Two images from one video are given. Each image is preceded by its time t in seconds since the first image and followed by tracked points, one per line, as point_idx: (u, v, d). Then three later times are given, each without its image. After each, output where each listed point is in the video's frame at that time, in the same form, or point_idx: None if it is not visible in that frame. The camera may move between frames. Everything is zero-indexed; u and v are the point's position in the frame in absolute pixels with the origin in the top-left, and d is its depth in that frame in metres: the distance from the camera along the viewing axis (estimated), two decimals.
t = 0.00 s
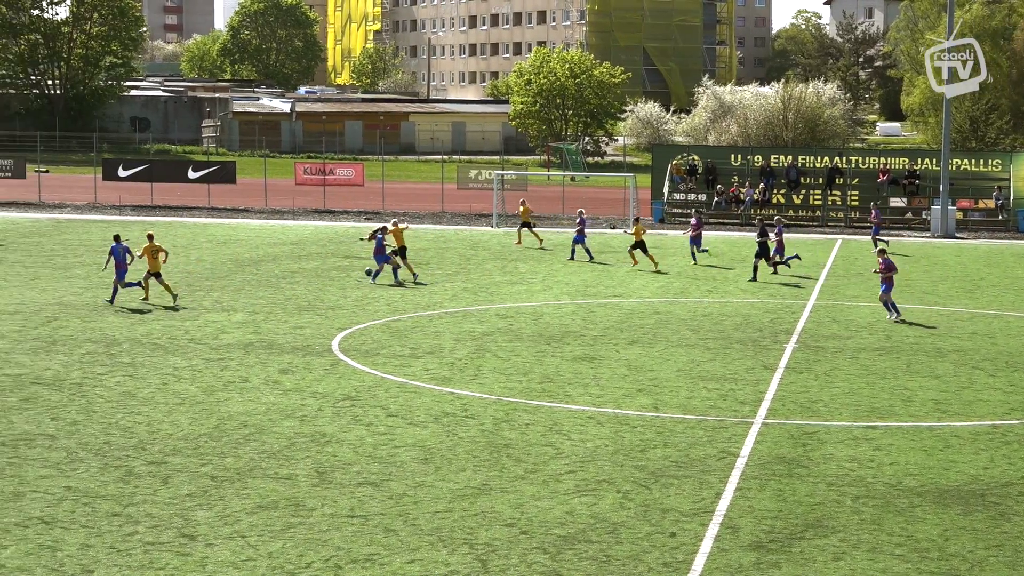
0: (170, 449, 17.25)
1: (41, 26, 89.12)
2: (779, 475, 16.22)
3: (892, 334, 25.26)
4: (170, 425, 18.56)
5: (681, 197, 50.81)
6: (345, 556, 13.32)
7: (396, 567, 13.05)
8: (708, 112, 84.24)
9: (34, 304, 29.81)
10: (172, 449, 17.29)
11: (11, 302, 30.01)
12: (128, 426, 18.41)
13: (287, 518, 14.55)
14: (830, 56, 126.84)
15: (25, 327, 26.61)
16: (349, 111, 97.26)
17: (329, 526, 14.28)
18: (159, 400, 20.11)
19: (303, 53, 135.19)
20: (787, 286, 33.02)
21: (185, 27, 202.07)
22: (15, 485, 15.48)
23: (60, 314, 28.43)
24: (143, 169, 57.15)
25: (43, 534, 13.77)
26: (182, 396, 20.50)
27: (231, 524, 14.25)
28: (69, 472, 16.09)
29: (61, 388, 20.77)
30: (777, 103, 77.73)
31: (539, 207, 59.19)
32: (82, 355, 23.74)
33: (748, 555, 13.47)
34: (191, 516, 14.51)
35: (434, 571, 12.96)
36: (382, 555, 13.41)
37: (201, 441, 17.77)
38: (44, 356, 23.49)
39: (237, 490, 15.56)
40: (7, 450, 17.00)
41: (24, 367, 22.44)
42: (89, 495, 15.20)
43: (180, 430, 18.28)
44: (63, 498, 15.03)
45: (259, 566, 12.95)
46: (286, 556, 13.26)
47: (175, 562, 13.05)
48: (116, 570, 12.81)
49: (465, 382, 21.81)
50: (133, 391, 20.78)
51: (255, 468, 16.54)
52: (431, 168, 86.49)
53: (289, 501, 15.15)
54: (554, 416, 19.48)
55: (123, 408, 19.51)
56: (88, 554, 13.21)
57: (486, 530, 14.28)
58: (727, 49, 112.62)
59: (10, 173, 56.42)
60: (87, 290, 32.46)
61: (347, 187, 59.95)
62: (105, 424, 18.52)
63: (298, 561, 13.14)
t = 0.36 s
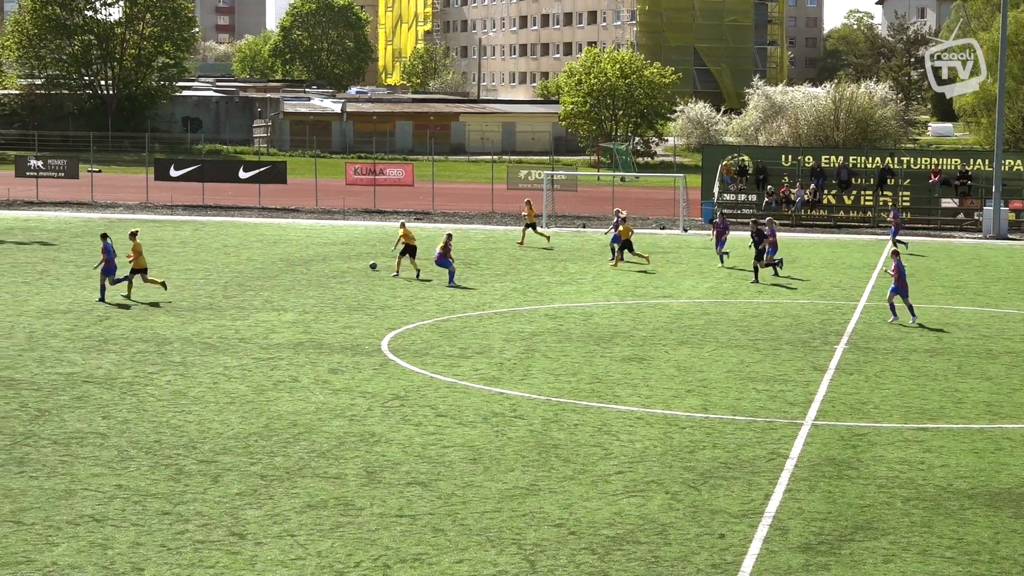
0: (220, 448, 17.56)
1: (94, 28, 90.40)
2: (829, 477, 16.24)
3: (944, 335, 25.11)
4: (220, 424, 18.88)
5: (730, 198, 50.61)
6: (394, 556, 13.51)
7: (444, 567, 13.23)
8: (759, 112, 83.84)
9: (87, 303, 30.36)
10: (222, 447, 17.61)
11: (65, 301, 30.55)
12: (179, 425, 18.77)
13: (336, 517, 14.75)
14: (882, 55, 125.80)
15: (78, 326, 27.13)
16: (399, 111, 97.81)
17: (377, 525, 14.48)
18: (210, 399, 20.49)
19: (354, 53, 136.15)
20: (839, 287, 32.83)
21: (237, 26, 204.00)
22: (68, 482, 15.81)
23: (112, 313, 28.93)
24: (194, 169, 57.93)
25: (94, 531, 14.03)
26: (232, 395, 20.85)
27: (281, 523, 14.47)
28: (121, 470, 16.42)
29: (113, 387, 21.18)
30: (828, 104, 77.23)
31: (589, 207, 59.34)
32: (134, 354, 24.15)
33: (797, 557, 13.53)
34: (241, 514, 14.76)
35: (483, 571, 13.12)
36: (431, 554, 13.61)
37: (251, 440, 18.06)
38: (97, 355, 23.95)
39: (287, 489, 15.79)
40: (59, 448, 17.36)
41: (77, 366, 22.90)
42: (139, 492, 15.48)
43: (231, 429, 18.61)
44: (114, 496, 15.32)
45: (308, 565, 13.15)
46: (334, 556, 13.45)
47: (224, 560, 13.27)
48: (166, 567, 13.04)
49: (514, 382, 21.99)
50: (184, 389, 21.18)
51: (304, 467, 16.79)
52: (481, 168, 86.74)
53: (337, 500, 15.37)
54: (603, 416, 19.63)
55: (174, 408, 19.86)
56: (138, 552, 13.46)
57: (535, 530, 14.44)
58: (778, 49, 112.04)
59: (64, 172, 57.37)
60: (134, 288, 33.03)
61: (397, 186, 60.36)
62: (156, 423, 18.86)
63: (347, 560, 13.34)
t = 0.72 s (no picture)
0: (260, 447, 17.83)
1: (137, 29, 91.57)
2: (869, 479, 16.26)
3: (985, 337, 25.01)
4: (261, 424, 19.18)
5: (770, 198, 50.52)
6: (433, 556, 13.70)
7: (483, 567, 13.40)
8: (799, 112, 83.45)
9: (127, 303, 30.81)
10: (262, 447, 17.88)
11: (104, 300, 31.05)
12: (219, 424, 19.06)
13: (376, 517, 14.96)
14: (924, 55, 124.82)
15: (119, 326, 27.56)
16: (438, 112, 98.22)
17: (416, 526, 14.68)
18: (250, 399, 20.78)
19: (394, 53, 136.82)
20: (879, 288, 32.72)
21: (277, 28, 205.39)
22: (109, 481, 16.13)
23: (153, 313, 29.34)
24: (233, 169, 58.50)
25: (135, 531, 14.30)
26: (273, 395, 21.16)
27: (320, 523, 14.69)
28: (162, 469, 16.72)
29: (154, 386, 21.53)
30: (869, 104, 76.80)
31: (629, 207, 59.45)
32: (175, 354, 24.53)
33: (836, 559, 13.59)
34: (281, 513, 14.99)
35: (523, 571, 13.28)
36: (470, 555, 13.78)
37: (291, 440, 18.33)
38: (138, 355, 24.34)
39: (327, 489, 16.03)
40: (101, 447, 17.71)
41: (119, 365, 23.29)
42: (180, 492, 15.76)
43: (271, 428, 18.88)
44: (155, 495, 15.61)
45: (347, 565, 13.35)
46: (374, 555, 13.66)
47: (264, 559, 13.49)
48: (206, 566, 13.28)
49: (552, 383, 22.16)
50: (225, 389, 21.49)
51: (345, 466, 17.02)
52: (519, 168, 86.92)
53: (377, 500, 15.59)
54: (642, 416, 19.74)
55: (214, 407, 20.18)
56: (179, 551, 13.72)
57: (573, 530, 14.59)
58: (819, 49, 111.31)
59: (106, 173, 58.12)
60: (170, 288, 33.58)
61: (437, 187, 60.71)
62: (197, 422, 19.17)
63: (386, 560, 13.54)
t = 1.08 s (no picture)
0: (289, 447, 18.04)
1: (168, 29, 92.49)
2: (898, 480, 16.28)
3: (1015, 338, 24.96)
4: (290, 423, 19.40)
5: (800, 199, 50.33)
6: (462, 556, 13.84)
7: (512, 567, 13.52)
8: (829, 113, 83.16)
9: (157, 303, 31.14)
10: (291, 447, 18.07)
11: (133, 301, 31.42)
12: (248, 424, 19.29)
13: (405, 517, 15.13)
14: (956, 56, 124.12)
15: (149, 326, 27.85)
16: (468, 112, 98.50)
17: (446, 526, 14.83)
18: (279, 399, 21.01)
19: (424, 53, 137.20)
20: (910, 289, 32.64)
21: (307, 28, 206.59)
22: (139, 480, 16.36)
23: (184, 314, 29.61)
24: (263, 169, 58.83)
25: (165, 530, 14.50)
26: (302, 394, 21.39)
27: (350, 523, 14.86)
28: (192, 468, 16.94)
29: (183, 386, 21.79)
30: (899, 104, 76.39)
31: (658, 208, 59.42)
32: (205, 353, 24.78)
33: (865, 560, 13.63)
34: (310, 513, 15.16)
35: (552, 571, 13.40)
36: (499, 555, 13.90)
37: (320, 439, 18.53)
38: (168, 354, 24.62)
39: (356, 488, 16.21)
40: (131, 446, 17.96)
41: (149, 365, 23.57)
42: (210, 491, 15.96)
43: (300, 428, 19.09)
44: (185, 495, 15.81)
45: (377, 565, 13.51)
46: (403, 555, 13.82)
47: (293, 559, 13.65)
48: (236, 566, 13.44)
49: (582, 383, 22.28)
50: (254, 389, 21.74)
51: (374, 466, 17.20)
52: (548, 169, 87.04)
53: (406, 500, 15.75)
54: (671, 417, 19.81)
55: (243, 407, 20.41)
56: (208, 550, 13.88)
57: (603, 531, 14.70)
58: (849, 50, 110.88)
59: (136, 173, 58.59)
60: (199, 287, 33.92)
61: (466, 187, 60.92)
62: (227, 422, 19.40)
63: (415, 560, 13.69)
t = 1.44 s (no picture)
0: (335, 441, 18.38)
1: (214, 23, 93.51)
2: (946, 477, 16.31)
3: None
4: (335, 417, 19.76)
5: (847, 194, 49.96)
6: (506, 550, 14.07)
7: (557, 562, 13.73)
8: (876, 107, 82.50)
9: (203, 297, 31.65)
10: (337, 440, 18.42)
11: (178, 295, 31.96)
12: (294, 417, 19.68)
13: (450, 511, 15.40)
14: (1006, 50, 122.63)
15: (195, 320, 28.33)
16: (513, 107, 98.80)
17: (490, 520, 15.07)
18: (325, 393, 21.36)
19: (469, 48, 137.54)
20: (956, 285, 32.49)
21: (353, 23, 207.90)
22: (186, 473, 16.75)
23: (230, 307, 30.11)
24: (309, 164, 59.34)
25: (212, 523, 14.82)
26: (348, 388, 21.76)
27: (394, 517, 15.14)
28: (238, 461, 17.32)
29: (230, 380, 22.21)
30: (947, 99, 75.72)
31: (703, 203, 59.17)
32: (251, 347, 25.23)
33: (912, 557, 13.72)
34: (356, 507, 15.46)
35: (597, 567, 13.59)
36: (544, 550, 14.13)
37: (366, 433, 18.86)
38: (214, 348, 25.07)
39: (401, 482, 16.51)
40: (178, 439, 18.36)
41: (195, 359, 24.02)
42: (256, 485, 16.31)
43: (345, 422, 19.43)
44: (232, 487, 16.17)
45: (421, 559, 13.77)
46: (448, 549, 14.08)
47: (339, 552, 13.94)
48: (282, 559, 13.75)
49: (627, 378, 22.46)
50: (300, 383, 22.11)
51: (419, 461, 17.47)
52: (594, 164, 87.13)
53: (451, 494, 16.02)
54: (717, 413, 19.93)
55: (289, 400, 20.81)
56: (255, 543, 14.20)
57: (648, 526, 14.89)
58: (897, 45, 108.69)
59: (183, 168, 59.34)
60: (250, 281, 34.50)
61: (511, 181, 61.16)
62: (274, 415, 19.79)
63: (460, 554, 13.94)
